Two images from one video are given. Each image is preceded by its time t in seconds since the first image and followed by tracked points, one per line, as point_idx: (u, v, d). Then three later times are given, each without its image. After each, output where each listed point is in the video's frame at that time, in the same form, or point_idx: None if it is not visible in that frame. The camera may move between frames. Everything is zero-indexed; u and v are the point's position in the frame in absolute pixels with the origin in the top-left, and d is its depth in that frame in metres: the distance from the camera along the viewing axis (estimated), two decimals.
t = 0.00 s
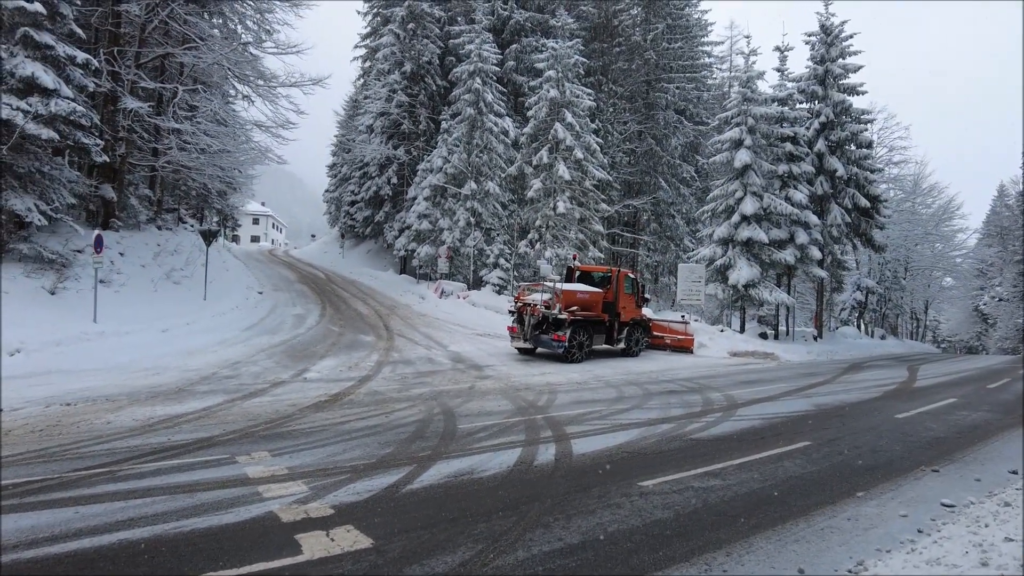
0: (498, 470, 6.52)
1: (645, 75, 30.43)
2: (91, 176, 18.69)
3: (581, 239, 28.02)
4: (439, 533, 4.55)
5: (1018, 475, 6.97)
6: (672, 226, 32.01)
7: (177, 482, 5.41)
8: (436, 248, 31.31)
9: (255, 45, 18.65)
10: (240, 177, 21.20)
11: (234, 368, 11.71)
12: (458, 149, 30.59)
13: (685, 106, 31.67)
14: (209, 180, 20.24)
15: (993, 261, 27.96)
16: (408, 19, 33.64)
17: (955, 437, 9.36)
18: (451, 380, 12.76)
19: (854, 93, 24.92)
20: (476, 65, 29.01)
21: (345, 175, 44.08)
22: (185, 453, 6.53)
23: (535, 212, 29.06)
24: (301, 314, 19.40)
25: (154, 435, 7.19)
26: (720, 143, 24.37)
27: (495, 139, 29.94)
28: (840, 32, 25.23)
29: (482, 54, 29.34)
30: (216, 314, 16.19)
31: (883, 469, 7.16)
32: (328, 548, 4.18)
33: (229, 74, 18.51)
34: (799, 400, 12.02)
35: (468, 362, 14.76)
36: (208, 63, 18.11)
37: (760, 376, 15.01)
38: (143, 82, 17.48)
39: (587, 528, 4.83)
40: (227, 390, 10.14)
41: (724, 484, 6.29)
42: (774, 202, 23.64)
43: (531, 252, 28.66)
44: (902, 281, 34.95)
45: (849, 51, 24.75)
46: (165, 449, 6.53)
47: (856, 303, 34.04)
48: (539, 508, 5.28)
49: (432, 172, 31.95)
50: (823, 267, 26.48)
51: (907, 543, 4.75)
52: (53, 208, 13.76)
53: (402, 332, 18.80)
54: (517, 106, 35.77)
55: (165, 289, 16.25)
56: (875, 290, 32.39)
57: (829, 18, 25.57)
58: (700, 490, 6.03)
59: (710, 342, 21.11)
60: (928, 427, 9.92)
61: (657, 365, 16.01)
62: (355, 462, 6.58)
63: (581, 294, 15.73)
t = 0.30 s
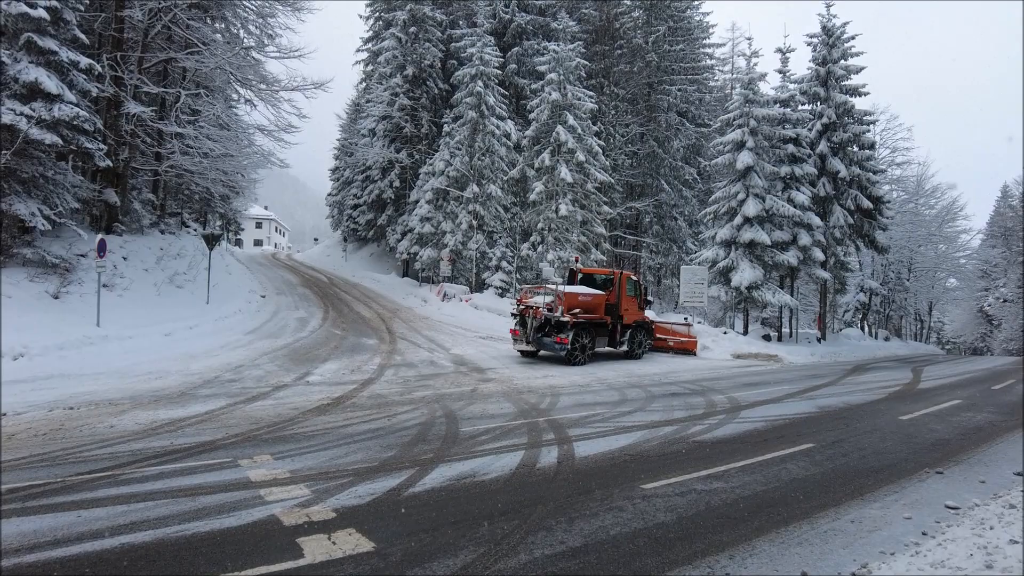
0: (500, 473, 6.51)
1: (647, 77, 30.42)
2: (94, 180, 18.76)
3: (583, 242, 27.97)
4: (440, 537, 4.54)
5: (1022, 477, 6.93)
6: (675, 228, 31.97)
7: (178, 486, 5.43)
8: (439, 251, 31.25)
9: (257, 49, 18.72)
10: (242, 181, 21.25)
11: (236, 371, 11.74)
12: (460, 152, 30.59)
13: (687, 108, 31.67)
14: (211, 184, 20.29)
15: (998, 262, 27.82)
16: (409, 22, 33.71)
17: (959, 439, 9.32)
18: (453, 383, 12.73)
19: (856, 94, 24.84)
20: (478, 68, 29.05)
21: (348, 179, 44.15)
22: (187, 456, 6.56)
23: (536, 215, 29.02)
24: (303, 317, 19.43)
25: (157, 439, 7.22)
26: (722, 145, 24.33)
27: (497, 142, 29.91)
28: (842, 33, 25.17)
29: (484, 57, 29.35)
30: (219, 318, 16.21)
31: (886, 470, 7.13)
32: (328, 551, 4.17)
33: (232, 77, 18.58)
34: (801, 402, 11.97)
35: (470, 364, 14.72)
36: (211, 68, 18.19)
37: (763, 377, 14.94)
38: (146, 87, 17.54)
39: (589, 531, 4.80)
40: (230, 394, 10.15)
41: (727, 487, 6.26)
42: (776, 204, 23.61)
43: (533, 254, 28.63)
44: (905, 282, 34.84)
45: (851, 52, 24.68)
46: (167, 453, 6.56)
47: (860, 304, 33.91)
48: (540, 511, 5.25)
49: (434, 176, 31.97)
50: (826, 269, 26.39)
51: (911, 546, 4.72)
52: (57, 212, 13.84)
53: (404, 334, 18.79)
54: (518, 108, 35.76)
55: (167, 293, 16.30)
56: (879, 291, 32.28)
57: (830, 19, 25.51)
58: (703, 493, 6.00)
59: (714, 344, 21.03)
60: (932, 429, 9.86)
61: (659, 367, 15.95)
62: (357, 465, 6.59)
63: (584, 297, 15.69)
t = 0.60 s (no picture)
0: (500, 474, 6.51)
1: (648, 78, 30.45)
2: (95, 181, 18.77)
3: (584, 242, 27.92)
4: (441, 538, 4.55)
5: None
6: (675, 229, 31.95)
7: (179, 487, 5.45)
8: (439, 252, 31.21)
9: (258, 51, 18.75)
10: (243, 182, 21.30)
11: (237, 372, 11.75)
12: (461, 153, 30.55)
13: (687, 109, 31.71)
14: (211, 186, 20.33)
15: (999, 263, 27.78)
16: (410, 24, 33.74)
17: (959, 440, 9.31)
18: (454, 384, 12.72)
19: (856, 94, 24.80)
20: (478, 69, 28.99)
21: (350, 180, 44.24)
22: (188, 458, 6.58)
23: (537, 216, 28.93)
24: (304, 319, 19.44)
25: (157, 440, 7.24)
26: (723, 146, 24.31)
27: (498, 143, 29.89)
28: (842, 34, 25.14)
29: (484, 58, 29.31)
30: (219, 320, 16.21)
31: (887, 471, 7.13)
32: (328, 552, 4.18)
33: (233, 79, 18.62)
34: (802, 402, 11.96)
35: (471, 365, 14.71)
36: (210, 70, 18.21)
37: (764, 378, 14.91)
38: (147, 89, 17.57)
39: (589, 532, 4.80)
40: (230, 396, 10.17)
41: (726, 487, 6.27)
42: (777, 204, 23.58)
43: (534, 255, 28.64)
44: (906, 283, 34.86)
45: (851, 53, 24.65)
46: (167, 454, 6.57)
47: (860, 305, 33.84)
48: (540, 513, 5.26)
49: (434, 177, 31.97)
50: (826, 269, 26.38)
51: (911, 546, 4.72)
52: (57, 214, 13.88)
53: (405, 336, 18.78)
54: (518, 109, 35.71)
55: (168, 295, 16.31)
56: (880, 292, 32.25)
57: (831, 20, 25.50)
58: (703, 494, 5.99)
59: (714, 344, 21.01)
60: (934, 431, 9.85)
61: (660, 368, 15.93)
62: (357, 466, 6.61)
63: (585, 297, 15.65)
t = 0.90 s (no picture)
0: (501, 476, 6.52)
1: (647, 80, 30.49)
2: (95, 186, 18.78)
3: (584, 244, 27.87)
4: (442, 539, 4.55)
5: None
6: (676, 230, 31.97)
7: (179, 490, 5.45)
8: (439, 255, 31.16)
9: (257, 54, 18.72)
10: (243, 186, 21.33)
11: (237, 375, 11.74)
12: (460, 155, 30.49)
13: (687, 110, 31.81)
14: (212, 190, 20.36)
15: (999, 263, 27.80)
16: (409, 26, 33.86)
17: (961, 440, 9.31)
18: (454, 386, 12.71)
19: (855, 95, 24.81)
20: (478, 71, 28.86)
21: (352, 183, 44.25)
22: (188, 461, 6.60)
23: (537, 218, 28.87)
24: (304, 321, 19.43)
25: (158, 443, 7.25)
26: (722, 147, 24.30)
27: (497, 145, 29.92)
28: (840, 35, 25.15)
29: (484, 61, 29.29)
30: (219, 323, 16.19)
31: (889, 471, 7.14)
32: (330, 555, 4.17)
33: (233, 82, 18.61)
34: (803, 403, 11.95)
35: (471, 368, 14.69)
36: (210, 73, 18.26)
37: (765, 378, 14.90)
38: (146, 92, 17.60)
39: (590, 533, 4.79)
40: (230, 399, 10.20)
41: (727, 488, 6.28)
42: (777, 205, 23.57)
43: (534, 258, 28.65)
44: (906, 283, 34.92)
45: (850, 53, 24.66)
46: (167, 458, 6.60)
47: (860, 305, 33.66)
48: (541, 514, 5.25)
49: (434, 180, 31.87)
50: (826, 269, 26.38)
51: (913, 546, 4.71)
52: (58, 218, 13.85)
53: (405, 338, 18.78)
54: (518, 111, 35.71)
55: (169, 299, 16.31)
56: (880, 292, 32.25)
57: (829, 21, 25.54)
58: (704, 495, 5.99)
59: (715, 345, 20.97)
60: (935, 431, 9.83)
61: (661, 369, 15.90)
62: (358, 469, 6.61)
63: (585, 299, 15.64)
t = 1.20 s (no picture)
0: (501, 483, 6.36)
1: (649, 75, 30.17)
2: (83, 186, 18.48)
3: (586, 243, 27.52)
4: (442, 547, 4.43)
5: None
6: (680, 228, 31.68)
7: (170, 498, 5.52)
8: (437, 255, 30.70)
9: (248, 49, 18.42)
10: (235, 185, 21.03)
11: (231, 380, 11.47)
12: (458, 153, 30.03)
13: (691, 105, 31.52)
14: (202, 189, 20.07)
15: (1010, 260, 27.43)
16: (404, 21, 33.46)
17: (975, 443, 9.11)
18: (453, 390, 12.40)
19: (864, 88, 24.46)
20: (475, 66, 28.70)
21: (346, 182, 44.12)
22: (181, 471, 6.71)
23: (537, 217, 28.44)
24: (299, 325, 19.11)
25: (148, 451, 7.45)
26: (728, 142, 23.96)
27: (496, 142, 29.60)
28: (848, 26, 24.79)
29: (482, 56, 28.97)
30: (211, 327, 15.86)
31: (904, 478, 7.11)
32: (323, 565, 4.06)
33: (223, 79, 18.33)
34: (812, 405, 11.67)
35: (471, 371, 14.36)
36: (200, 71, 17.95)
37: (773, 379, 14.63)
38: (136, 90, 17.29)
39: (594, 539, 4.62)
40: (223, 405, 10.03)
41: (733, 495, 6.10)
42: (784, 203, 23.21)
43: (535, 258, 28.35)
44: (917, 281, 34.64)
45: (858, 45, 24.30)
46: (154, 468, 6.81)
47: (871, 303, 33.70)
48: (543, 519, 5.08)
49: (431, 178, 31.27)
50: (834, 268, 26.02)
51: (928, 553, 4.60)
52: (46, 220, 13.61)
53: (402, 341, 18.46)
54: (517, 108, 35.42)
55: (159, 302, 16.07)
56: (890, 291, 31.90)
57: (836, 12, 25.21)
58: (710, 500, 5.86)
59: (721, 346, 20.60)
60: (947, 435, 9.61)
61: (666, 371, 15.58)
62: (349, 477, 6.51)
63: (586, 299, 15.32)
